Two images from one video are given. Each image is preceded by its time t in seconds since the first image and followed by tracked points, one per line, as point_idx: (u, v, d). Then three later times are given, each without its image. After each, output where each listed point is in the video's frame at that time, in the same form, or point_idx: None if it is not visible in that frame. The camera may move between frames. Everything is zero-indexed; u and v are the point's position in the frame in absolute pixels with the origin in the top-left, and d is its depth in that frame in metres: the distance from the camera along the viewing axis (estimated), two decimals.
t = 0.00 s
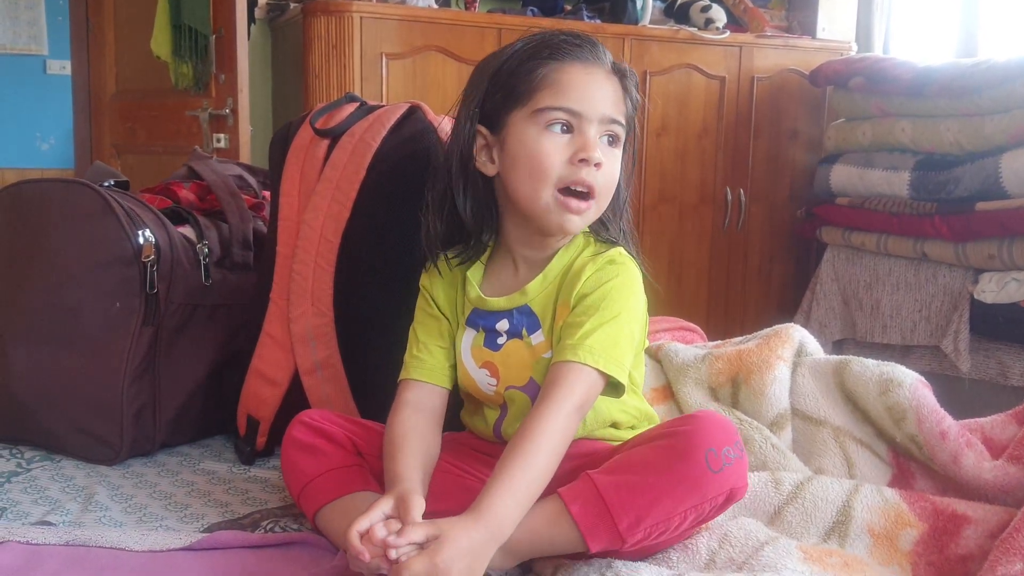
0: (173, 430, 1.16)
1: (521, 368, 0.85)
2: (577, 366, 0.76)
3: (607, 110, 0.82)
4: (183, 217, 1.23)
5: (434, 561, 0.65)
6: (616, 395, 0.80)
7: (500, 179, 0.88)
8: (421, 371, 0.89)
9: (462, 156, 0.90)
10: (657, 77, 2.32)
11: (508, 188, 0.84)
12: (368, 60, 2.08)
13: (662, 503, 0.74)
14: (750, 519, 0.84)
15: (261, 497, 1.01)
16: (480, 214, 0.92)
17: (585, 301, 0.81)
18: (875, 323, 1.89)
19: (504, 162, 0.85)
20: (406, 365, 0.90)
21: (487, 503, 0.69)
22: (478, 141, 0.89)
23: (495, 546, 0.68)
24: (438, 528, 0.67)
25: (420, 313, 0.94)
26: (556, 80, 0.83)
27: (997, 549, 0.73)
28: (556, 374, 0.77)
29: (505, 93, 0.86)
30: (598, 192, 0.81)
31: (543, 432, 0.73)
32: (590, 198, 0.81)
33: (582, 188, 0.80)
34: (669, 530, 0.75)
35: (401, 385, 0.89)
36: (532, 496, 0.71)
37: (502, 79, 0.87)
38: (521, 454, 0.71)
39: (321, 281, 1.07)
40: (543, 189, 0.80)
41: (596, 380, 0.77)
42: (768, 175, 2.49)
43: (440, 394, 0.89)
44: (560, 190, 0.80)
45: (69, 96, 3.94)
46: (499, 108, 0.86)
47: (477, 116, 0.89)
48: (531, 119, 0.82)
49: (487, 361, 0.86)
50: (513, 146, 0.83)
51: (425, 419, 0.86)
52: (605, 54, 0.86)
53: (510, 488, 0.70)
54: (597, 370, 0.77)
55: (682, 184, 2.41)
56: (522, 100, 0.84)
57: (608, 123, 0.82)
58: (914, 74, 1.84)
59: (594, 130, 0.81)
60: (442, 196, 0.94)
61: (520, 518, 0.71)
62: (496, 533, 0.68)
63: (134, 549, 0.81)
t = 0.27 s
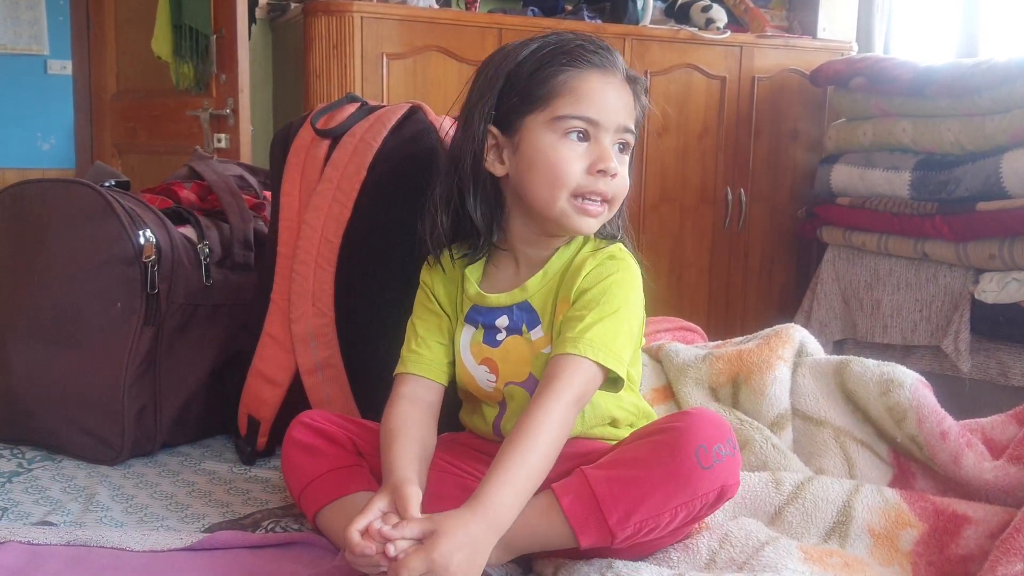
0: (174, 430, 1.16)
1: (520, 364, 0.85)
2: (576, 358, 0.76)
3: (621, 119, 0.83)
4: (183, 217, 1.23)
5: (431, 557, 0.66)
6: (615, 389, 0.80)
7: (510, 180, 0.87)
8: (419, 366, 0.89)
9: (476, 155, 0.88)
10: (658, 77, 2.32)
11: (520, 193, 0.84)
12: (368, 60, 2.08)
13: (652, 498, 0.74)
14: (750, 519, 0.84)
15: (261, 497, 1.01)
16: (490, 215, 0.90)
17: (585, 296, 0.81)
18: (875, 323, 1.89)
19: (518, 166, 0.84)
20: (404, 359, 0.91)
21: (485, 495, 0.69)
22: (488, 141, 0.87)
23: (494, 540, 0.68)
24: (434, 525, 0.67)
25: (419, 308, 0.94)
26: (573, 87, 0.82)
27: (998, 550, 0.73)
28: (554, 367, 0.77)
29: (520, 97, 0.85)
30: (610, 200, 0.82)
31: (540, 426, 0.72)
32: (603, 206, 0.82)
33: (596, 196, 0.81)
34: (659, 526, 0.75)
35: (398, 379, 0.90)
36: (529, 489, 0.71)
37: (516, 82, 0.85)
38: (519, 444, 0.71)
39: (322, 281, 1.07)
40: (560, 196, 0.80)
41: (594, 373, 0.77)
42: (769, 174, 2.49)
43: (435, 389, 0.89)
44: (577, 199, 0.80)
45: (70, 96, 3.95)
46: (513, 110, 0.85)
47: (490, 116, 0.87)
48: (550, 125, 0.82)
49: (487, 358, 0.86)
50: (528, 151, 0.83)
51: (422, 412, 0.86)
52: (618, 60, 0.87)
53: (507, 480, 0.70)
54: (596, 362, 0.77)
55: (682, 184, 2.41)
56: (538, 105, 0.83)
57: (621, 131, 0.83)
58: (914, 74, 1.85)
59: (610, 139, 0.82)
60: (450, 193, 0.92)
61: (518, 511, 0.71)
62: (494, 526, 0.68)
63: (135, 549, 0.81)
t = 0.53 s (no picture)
0: (176, 430, 1.16)
1: (524, 365, 0.85)
2: (580, 360, 0.76)
3: (628, 118, 0.83)
4: (185, 217, 1.23)
5: (426, 553, 0.65)
6: (619, 391, 0.80)
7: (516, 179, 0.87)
8: (425, 367, 0.89)
9: (482, 154, 0.88)
10: (659, 77, 2.32)
11: (526, 192, 0.84)
12: (370, 60, 2.08)
13: (656, 499, 0.74)
14: (752, 519, 0.84)
15: (263, 496, 1.01)
16: (496, 213, 0.90)
17: (589, 297, 0.81)
18: (876, 323, 1.89)
19: (524, 164, 0.84)
20: (411, 359, 0.91)
21: (484, 492, 0.69)
22: (495, 140, 0.88)
23: (494, 537, 0.68)
24: (432, 520, 0.67)
25: (426, 310, 0.94)
26: (581, 86, 0.82)
27: (999, 550, 0.73)
28: (557, 368, 0.77)
29: (527, 96, 0.85)
30: (616, 199, 0.82)
31: (542, 426, 0.73)
32: (609, 206, 0.82)
33: (602, 195, 0.81)
34: (664, 528, 0.74)
35: (405, 379, 0.90)
36: (530, 488, 0.71)
37: (525, 81, 0.85)
38: (519, 443, 0.71)
39: (324, 281, 1.07)
40: (566, 194, 0.80)
41: (598, 375, 0.77)
42: (770, 174, 2.49)
43: (443, 390, 0.89)
44: (583, 197, 0.80)
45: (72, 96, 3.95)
46: (520, 109, 0.85)
47: (499, 114, 0.87)
48: (556, 123, 0.82)
49: (490, 359, 0.86)
50: (535, 149, 0.83)
51: (428, 410, 0.86)
52: (626, 61, 0.87)
53: (508, 478, 0.70)
54: (600, 365, 0.77)
55: (684, 184, 2.41)
56: (545, 104, 0.83)
57: (628, 132, 0.83)
58: (915, 73, 1.85)
59: (617, 138, 0.82)
60: (458, 192, 0.92)
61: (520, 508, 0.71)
62: (493, 524, 0.68)
63: (136, 549, 0.81)
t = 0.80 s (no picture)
0: (176, 430, 1.16)
1: (524, 364, 0.85)
2: (580, 360, 0.76)
3: (632, 110, 0.83)
4: (185, 216, 1.23)
5: (422, 553, 0.66)
6: (620, 392, 0.80)
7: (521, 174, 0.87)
8: (431, 366, 0.89)
9: (488, 148, 0.88)
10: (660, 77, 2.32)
11: (531, 185, 0.84)
12: (370, 61, 2.08)
13: (669, 495, 0.74)
14: (752, 519, 0.84)
15: (263, 496, 1.01)
16: (502, 208, 0.89)
17: (590, 298, 0.81)
18: (878, 322, 1.89)
19: (528, 156, 0.84)
20: (417, 359, 0.91)
21: (484, 492, 0.69)
22: (499, 136, 0.88)
23: (492, 537, 0.68)
24: (429, 519, 0.67)
25: (430, 311, 0.94)
26: (584, 78, 0.83)
27: (1000, 550, 0.73)
28: (560, 369, 0.77)
29: (531, 88, 0.85)
30: (621, 189, 0.82)
31: (545, 427, 0.73)
32: (616, 196, 0.81)
33: (607, 185, 0.81)
34: (677, 525, 0.75)
35: (412, 380, 0.90)
36: (531, 488, 0.71)
37: (528, 74, 0.86)
38: (522, 443, 0.71)
39: (324, 280, 1.07)
40: (571, 183, 0.80)
41: (599, 376, 0.77)
42: (771, 174, 2.49)
43: (450, 388, 0.89)
44: (588, 186, 0.80)
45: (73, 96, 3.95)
46: (523, 102, 0.86)
47: (502, 109, 0.87)
48: (561, 114, 0.82)
49: (492, 357, 0.87)
50: (539, 140, 0.83)
51: (435, 410, 0.86)
52: (629, 56, 0.87)
53: (510, 478, 0.70)
54: (601, 365, 0.77)
55: (684, 184, 2.41)
56: (549, 96, 0.83)
57: (633, 122, 0.83)
58: (916, 73, 1.85)
59: (621, 129, 0.82)
60: (463, 188, 0.92)
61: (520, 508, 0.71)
62: (491, 524, 0.68)
63: (137, 549, 0.81)
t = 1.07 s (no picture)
0: (176, 430, 1.16)
1: (524, 360, 0.85)
2: (586, 363, 0.76)
3: (639, 114, 0.83)
4: (185, 216, 1.23)
5: (431, 549, 0.65)
6: (622, 393, 0.81)
7: (527, 176, 0.87)
8: (430, 358, 0.89)
9: (494, 152, 0.88)
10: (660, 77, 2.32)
11: (538, 189, 0.84)
12: (371, 60, 2.08)
13: (674, 496, 0.73)
14: (752, 518, 0.84)
15: (263, 496, 1.01)
16: (510, 212, 0.89)
17: (594, 299, 0.81)
18: (878, 322, 1.89)
19: (536, 160, 0.84)
20: (416, 350, 0.90)
21: (490, 494, 0.69)
22: (507, 138, 0.87)
23: (497, 536, 0.68)
24: (437, 515, 0.67)
25: (428, 301, 0.94)
26: (592, 82, 0.83)
27: (1000, 550, 0.73)
28: (564, 371, 0.77)
29: (538, 91, 0.85)
30: (629, 195, 0.82)
31: (551, 429, 0.73)
32: (622, 202, 0.82)
33: (616, 190, 0.81)
34: (682, 525, 0.74)
35: (410, 371, 0.89)
36: (536, 488, 0.71)
37: (534, 77, 0.85)
38: (528, 444, 0.72)
39: (324, 280, 1.07)
40: (581, 190, 0.80)
41: (603, 377, 0.77)
42: (771, 174, 2.49)
43: (450, 378, 0.89)
44: (597, 193, 0.81)
45: (73, 96, 3.95)
46: (531, 105, 0.85)
47: (510, 112, 0.87)
48: (569, 119, 0.82)
49: (491, 351, 0.87)
50: (547, 145, 0.83)
51: (436, 403, 0.86)
52: (635, 58, 0.87)
53: (515, 479, 0.70)
54: (605, 367, 0.77)
55: (685, 183, 2.41)
56: (557, 100, 0.83)
57: (639, 127, 0.83)
58: (916, 73, 1.84)
59: (628, 134, 0.82)
60: (469, 189, 0.92)
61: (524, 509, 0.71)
62: (496, 524, 0.68)
63: (137, 548, 0.81)
